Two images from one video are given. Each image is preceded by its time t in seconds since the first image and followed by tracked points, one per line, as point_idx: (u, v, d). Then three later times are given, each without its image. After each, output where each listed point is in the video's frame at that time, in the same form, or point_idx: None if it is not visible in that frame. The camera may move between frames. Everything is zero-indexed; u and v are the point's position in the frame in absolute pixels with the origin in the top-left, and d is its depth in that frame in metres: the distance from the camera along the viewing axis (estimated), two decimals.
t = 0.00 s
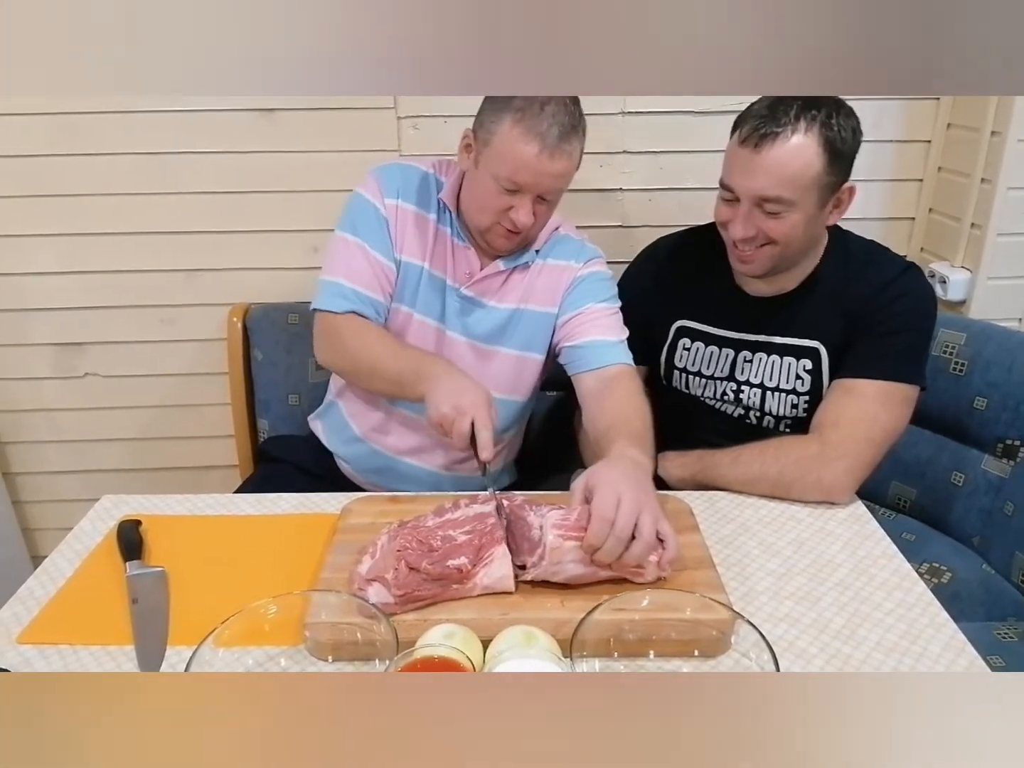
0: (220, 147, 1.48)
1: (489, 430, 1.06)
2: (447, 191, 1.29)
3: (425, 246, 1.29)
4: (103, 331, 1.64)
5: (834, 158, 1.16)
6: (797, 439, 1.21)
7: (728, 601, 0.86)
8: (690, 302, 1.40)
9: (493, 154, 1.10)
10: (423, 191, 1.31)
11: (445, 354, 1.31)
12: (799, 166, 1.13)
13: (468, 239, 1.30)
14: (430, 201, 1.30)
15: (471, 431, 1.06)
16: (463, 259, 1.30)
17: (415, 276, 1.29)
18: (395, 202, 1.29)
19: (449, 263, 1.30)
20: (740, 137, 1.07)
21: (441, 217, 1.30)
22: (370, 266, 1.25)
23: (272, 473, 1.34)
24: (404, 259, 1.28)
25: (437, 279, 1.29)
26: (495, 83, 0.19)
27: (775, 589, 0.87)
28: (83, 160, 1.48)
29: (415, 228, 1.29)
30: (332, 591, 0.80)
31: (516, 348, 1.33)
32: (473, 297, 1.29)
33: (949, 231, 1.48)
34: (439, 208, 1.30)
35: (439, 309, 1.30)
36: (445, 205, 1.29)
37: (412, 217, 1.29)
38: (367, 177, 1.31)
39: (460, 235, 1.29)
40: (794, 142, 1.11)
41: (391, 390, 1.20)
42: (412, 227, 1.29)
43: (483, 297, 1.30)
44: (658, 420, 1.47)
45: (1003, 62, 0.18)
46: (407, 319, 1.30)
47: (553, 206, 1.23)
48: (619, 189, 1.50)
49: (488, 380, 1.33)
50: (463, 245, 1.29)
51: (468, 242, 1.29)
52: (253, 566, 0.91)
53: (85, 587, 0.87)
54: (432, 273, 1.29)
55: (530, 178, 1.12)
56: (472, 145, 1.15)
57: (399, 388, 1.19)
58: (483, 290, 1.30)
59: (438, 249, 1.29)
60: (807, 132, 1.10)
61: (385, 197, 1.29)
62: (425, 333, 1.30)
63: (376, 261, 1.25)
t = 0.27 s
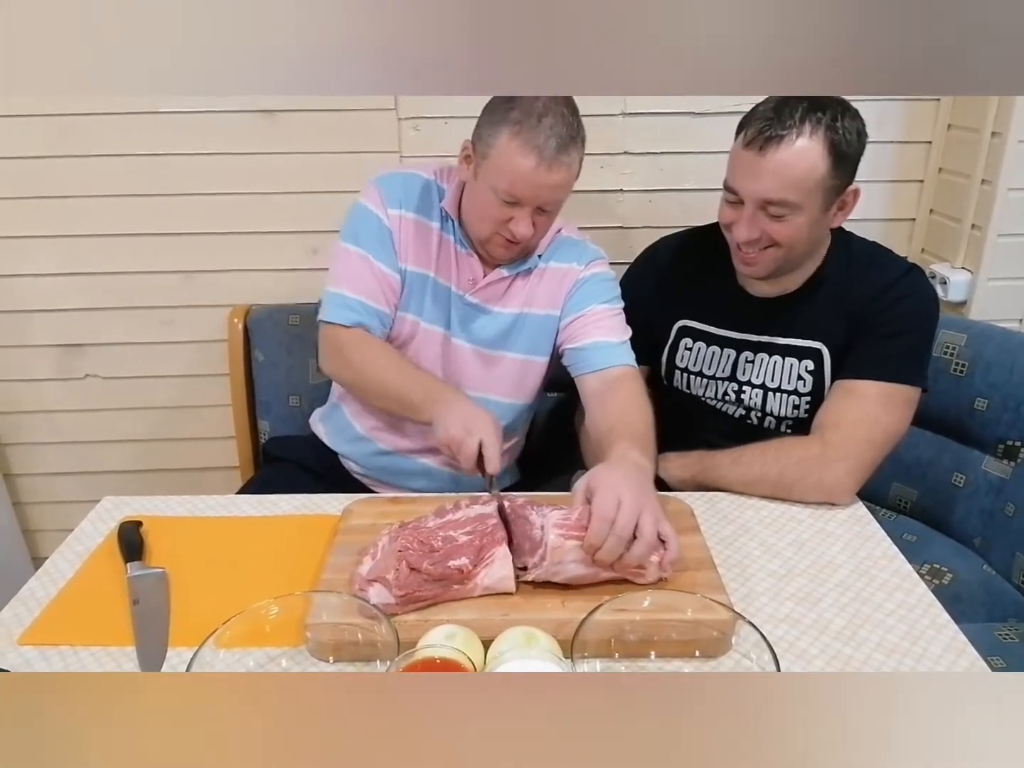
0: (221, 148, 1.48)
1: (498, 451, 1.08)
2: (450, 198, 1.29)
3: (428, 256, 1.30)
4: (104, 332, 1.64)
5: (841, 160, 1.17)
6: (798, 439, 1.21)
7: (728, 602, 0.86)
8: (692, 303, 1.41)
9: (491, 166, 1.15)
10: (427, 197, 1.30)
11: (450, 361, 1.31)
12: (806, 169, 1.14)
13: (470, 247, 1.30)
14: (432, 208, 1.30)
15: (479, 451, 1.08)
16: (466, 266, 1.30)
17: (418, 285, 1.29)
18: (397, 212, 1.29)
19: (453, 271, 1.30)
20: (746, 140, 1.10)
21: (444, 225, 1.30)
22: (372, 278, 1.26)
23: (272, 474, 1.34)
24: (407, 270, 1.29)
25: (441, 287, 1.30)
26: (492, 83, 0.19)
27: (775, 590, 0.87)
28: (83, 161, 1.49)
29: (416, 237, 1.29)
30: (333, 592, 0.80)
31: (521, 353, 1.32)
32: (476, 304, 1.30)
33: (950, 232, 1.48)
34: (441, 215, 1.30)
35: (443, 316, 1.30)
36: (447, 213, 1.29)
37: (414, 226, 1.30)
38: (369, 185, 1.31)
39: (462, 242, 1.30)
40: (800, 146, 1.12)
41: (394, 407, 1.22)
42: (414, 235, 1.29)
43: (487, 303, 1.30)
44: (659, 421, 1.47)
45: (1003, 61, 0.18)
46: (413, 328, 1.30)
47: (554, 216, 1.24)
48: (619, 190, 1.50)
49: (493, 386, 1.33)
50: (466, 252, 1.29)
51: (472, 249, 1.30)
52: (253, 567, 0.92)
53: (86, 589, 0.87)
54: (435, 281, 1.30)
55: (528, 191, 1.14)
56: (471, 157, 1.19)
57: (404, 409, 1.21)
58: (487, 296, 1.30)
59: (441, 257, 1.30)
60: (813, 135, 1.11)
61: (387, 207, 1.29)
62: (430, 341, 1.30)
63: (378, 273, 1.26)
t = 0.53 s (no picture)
0: (222, 150, 1.49)
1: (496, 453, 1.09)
2: (451, 203, 1.29)
3: (430, 261, 1.30)
4: (106, 335, 1.64)
5: (839, 164, 1.19)
6: (800, 440, 1.21)
7: (731, 602, 0.86)
8: (694, 305, 1.41)
9: (492, 170, 1.16)
10: (430, 205, 1.31)
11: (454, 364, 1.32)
12: (805, 170, 1.16)
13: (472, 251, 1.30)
14: (433, 214, 1.31)
15: (479, 455, 1.09)
16: (469, 271, 1.30)
17: (419, 290, 1.30)
18: (396, 219, 1.29)
19: (456, 275, 1.30)
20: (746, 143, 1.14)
21: (445, 230, 1.30)
22: (369, 284, 1.26)
23: (275, 476, 1.34)
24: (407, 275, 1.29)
25: (444, 292, 1.30)
26: (496, 81, 0.19)
27: (778, 591, 0.87)
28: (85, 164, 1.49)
29: (417, 243, 1.29)
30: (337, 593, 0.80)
31: (526, 355, 1.32)
32: (479, 308, 1.30)
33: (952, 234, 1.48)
34: (442, 220, 1.30)
35: (448, 321, 1.31)
36: (448, 218, 1.30)
37: (415, 233, 1.30)
38: (370, 192, 1.32)
39: (464, 246, 1.30)
40: (797, 148, 1.15)
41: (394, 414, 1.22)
42: (415, 243, 1.29)
43: (490, 307, 1.30)
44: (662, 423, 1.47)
45: (998, 62, 0.18)
46: (416, 331, 1.31)
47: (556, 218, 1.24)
48: (621, 191, 1.50)
49: (498, 389, 1.33)
50: (468, 257, 1.29)
51: (473, 253, 1.29)
52: (257, 569, 0.92)
53: (90, 590, 0.87)
54: (439, 286, 1.30)
55: (530, 195, 1.16)
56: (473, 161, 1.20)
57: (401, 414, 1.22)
58: (491, 300, 1.30)
59: (443, 263, 1.30)
60: (812, 138, 1.14)
61: (388, 213, 1.29)
62: (434, 345, 1.31)
63: (375, 279, 1.26)
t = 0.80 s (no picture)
0: (225, 150, 1.49)
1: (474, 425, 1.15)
2: (439, 197, 1.30)
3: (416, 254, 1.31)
4: (110, 335, 1.64)
5: (840, 163, 1.20)
6: (803, 439, 1.21)
7: (733, 601, 0.86)
8: (696, 304, 1.41)
9: (476, 153, 1.11)
10: (419, 198, 1.31)
11: (443, 355, 1.31)
12: (807, 170, 1.16)
13: (463, 244, 1.30)
14: (422, 208, 1.31)
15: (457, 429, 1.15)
16: (458, 263, 1.31)
17: (405, 283, 1.30)
18: (382, 213, 1.30)
19: (446, 269, 1.31)
20: (748, 143, 1.15)
21: (433, 224, 1.31)
22: (351, 278, 1.28)
23: (278, 475, 1.34)
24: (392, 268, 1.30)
25: (432, 285, 1.31)
26: (500, 82, 0.19)
27: (780, 589, 0.87)
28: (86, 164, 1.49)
29: (404, 237, 1.31)
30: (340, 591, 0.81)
31: (519, 349, 1.32)
32: (470, 300, 1.29)
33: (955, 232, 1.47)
34: (431, 214, 1.31)
35: (437, 314, 1.31)
36: (437, 212, 1.30)
37: (402, 226, 1.31)
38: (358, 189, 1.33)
39: (454, 240, 1.30)
40: (801, 148, 1.15)
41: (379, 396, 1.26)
42: (401, 237, 1.31)
43: (480, 300, 1.30)
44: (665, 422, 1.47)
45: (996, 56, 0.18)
46: (402, 323, 1.31)
47: (547, 195, 1.24)
48: (624, 190, 1.50)
49: (491, 383, 1.32)
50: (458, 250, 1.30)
51: (465, 247, 1.30)
52: (260, 568, 0.92)
53: (95, 588, 0.87)
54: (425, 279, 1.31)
55: (515, 173, 1.13)
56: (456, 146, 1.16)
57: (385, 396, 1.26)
58: (481, 293, 1.30)
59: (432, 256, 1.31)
60: (815, 138, 1.15)
61: (372, 209, 1.30)
62: (422, 337, 1.31)
63: (356, 272, 1.28)
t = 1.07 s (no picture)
0: (223, 152, 1.49)
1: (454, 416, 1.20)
2: (408, 197, 1.28)
3: (391, 257, 1.32)
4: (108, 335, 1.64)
5: (830, 165, 1.16)
6: (797, 439, 1.21)
7: (727, 600, 0.86)
8: (691, 306, 1.41)
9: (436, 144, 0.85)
10: (387, 202, 1.31)
11: (428, 354, 1.34)
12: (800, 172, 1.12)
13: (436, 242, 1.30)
14: (392, 211, 1.31)
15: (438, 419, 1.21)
16: (437, 263, 1.31)
17: (381, 286, 1.32)
18: (354, 218, 1.31)
19: (424, 270, 1.32)
20: (740, 145, 1.07)
21: (405, 224, 1.31)
22: (325, 284, 1.31)
23: (273, 476, 1.34)
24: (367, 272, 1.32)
25: (410, 287, 1.32)
26: (499, 80, 0.20)
27: (773, 589, 0.88)
28: (86, 165, 1.49)
29: (377, 240, 1.32)
30: (336, 590, 0.81)
31: (505, 341, 1.37)
32: (453, 298, 1.32)
33: (947, 236, 1.45)
34: (403, 213, 1.30)
35: (419, 316, 1.33)
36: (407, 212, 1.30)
37: (375, 230, 1.32)
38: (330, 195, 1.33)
39: (427, 238, 1.30)
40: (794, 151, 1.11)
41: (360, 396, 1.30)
42: (375, 241, 1.32)
43: (462, 297, 1.32)
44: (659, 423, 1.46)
45: (977, 51, 0.19)
46: (383, 326, 1.34)
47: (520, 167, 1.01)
48: (619, 193, 1.51)
49: (480, 379, 1.37)
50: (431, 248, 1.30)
51: (439, 245, 1.30)
52: (255, 567, 0.92)
53: (91, 587, 0.87)
54: (402, 280, 1.32)
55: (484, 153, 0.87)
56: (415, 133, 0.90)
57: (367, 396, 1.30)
58: (463, 290, 1.32)
59: (409, 257, 1.32)
60: (806, 139, 1.09)
61: (343, 214, 1.31)
62: (406, 339, 1.33)
63: (330, 278, 1.31)
